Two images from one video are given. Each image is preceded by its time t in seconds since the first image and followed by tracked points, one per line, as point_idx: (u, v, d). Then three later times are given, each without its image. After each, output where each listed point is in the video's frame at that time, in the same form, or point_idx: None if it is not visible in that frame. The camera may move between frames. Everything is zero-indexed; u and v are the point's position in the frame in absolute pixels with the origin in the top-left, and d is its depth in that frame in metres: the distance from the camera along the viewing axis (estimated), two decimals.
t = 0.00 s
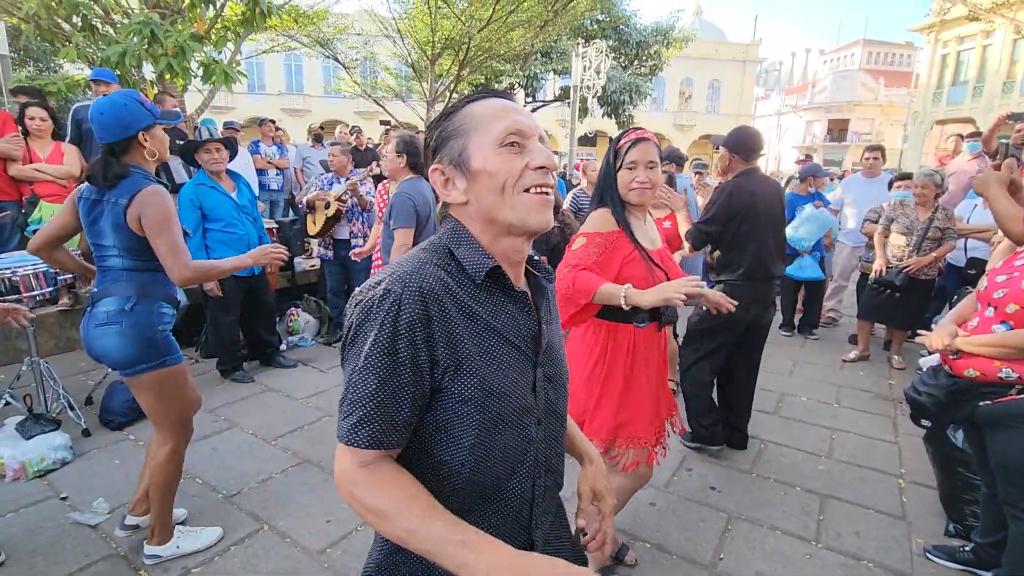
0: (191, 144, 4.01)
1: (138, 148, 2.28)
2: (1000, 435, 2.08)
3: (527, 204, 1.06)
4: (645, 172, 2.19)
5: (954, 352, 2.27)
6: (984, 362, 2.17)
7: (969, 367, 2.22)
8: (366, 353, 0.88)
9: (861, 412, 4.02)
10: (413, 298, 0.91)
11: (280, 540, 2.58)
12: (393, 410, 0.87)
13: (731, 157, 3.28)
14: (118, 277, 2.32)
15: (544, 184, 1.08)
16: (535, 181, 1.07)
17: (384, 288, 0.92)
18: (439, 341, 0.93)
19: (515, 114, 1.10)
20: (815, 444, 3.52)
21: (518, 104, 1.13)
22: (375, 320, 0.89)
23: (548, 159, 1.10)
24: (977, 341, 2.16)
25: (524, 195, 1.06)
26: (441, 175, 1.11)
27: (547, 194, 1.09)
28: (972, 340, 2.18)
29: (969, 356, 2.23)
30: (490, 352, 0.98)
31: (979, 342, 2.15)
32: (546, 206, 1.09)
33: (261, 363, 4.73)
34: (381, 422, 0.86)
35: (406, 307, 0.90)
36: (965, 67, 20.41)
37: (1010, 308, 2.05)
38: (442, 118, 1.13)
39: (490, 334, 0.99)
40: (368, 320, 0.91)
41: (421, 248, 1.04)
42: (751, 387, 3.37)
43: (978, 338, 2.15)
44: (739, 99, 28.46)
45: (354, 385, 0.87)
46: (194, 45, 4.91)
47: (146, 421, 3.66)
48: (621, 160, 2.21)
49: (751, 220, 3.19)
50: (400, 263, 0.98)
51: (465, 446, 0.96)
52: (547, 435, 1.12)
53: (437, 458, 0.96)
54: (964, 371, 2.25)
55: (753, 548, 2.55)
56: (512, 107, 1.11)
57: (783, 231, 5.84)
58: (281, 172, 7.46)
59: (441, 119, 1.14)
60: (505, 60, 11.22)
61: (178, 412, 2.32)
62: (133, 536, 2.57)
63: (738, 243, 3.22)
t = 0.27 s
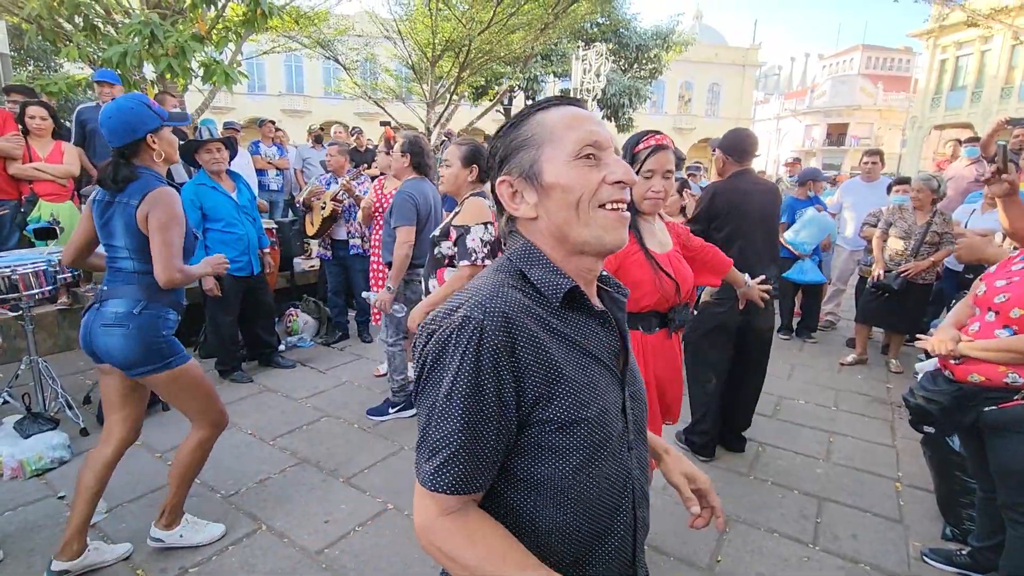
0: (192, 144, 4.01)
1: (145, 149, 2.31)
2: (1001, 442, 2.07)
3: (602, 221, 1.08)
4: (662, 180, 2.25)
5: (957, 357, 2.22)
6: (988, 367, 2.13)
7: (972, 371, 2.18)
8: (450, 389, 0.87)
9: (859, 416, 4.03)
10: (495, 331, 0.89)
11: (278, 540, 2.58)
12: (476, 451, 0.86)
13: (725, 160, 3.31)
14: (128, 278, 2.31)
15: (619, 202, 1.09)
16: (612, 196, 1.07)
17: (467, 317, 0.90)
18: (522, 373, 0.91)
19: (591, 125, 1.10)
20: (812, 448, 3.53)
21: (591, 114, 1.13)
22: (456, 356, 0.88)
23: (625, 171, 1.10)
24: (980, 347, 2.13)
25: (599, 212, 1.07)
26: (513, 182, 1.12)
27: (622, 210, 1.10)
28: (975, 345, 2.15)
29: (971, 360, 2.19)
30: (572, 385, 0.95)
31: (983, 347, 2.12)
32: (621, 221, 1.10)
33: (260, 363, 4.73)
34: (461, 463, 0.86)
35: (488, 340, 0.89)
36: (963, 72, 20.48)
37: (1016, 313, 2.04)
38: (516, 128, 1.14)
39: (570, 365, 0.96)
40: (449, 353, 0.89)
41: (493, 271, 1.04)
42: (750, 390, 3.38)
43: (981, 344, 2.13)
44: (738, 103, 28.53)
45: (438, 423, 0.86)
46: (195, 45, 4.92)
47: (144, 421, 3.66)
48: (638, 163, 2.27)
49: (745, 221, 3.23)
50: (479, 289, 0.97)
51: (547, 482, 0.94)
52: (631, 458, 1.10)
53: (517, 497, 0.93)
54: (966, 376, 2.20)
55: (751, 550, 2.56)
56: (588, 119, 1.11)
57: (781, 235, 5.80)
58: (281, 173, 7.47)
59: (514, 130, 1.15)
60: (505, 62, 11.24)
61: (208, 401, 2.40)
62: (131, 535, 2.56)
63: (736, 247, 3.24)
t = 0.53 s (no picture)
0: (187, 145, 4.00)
1: (165, 151, 2.38)
2: (996, 449, 2.05)
3: (696, 230, 1.02)
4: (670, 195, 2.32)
5: (954, 364, 2.20)
6: (987, 374, 2.12)
7: (971, 379, 2.17)
8: (519, 386, 0.84)
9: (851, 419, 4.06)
10: (574, 333, 0.86)
11: (271, 543, 2.57)
12: (536, 454, 0.83)
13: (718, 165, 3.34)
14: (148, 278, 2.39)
15: (714, 210, 1.04)
16: (706, 205, 1.03)
17: (546, 315, 0.88)
18: (596, 380, 0.87)
19: (688, 127, 1.05)
20: (805, 451, 3.55)
21: (686, 114, 1.08)
22: (531, 352, 0.86)
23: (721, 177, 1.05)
24: (978, 354, 2.11)
25: (693, 220, 1.03)
26: (597, 183, 1.07)
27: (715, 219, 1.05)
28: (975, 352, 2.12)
29: (969, 367, 2.17)
30: (648, 400, 0.90)
31: (982, 354, 2.10)
32: (714, 231, 1.05)
33: (254, 365, 4.71)
34: (519, 462, 0.82)
35: (566, 341, 0.85)
36: (955, 80, 20.69)
37: (1014, 319, 2.05)
38: (602, 124, 1.09)
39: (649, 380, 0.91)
40: (523, 348, 0.87)
41: (578, 273, 1.01)
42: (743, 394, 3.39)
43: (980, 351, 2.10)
44: (733, 108, 28.70)
45: (501, 417, 0.84)
46: (190, 46, 4.91)
47: (136, 423, 3.63)
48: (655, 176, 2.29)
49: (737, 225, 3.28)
50: (561, 288, 0.95)
51: (607, 499, 0.89)
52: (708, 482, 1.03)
53: (575, 507, 0.89)
54: (965, 384, 2.19)
55: (744, 554, 2.56)
56: (686, 120, 1.06)
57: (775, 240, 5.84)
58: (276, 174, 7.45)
59: (598, 128, 1.10)
60: (501, 65, 11.28)
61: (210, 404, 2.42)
62: (122, 538, 2.54)
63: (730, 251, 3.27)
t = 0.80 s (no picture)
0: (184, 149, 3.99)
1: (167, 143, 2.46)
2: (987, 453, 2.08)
3: (727, 279, 1.01)
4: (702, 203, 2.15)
5: (952, 373, 2.20)
6: (985, 382, 2.12)
7: (968, 387, 2.17)
8: (527, 408, 0.85)
9: (842, 424, 4.08)
10: (588, 361, 0.86)
11: (261, 547, 2.55)
12: (537, 479, 0.83)
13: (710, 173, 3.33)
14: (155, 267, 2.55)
15: (751, 261, 1.01)
16: (744, 255, 1.00)
17: (563, 340, 0.89)
18: (607, 410, 0.87)
19: (741, 170, 1.02)
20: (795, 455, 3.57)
21: (741, 155, 1.05)
22: (544, 376, 0.86)
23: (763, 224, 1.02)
24: (976, 361, 2.11)
25: (726, 270, 1.01)
26: (639, 212, 1.04)
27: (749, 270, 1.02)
28: (973, 360, 2.13)
29: (966, 376, 2.18)
30: (657, 435, 0.90)
31: (979, 361, 2.11)
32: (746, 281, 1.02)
33: (246, 368, 4.68)
34: (522, 484, 0.83)
35: (581, 369, 0.86)
36: (945, 87, 20.94)
37: (1010, 328, 2.07)
38: (649, 150, 1.07)
39: (661, 414, 0.90)
40: (538, 371, 0.88)
41: (602, 298, 1.00)
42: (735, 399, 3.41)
43: (977, 358, 2.11)
44: (726, 113, 28.91)
45: (509, 434, 0.85)
46: (184, 47, 4.89)
47: (126, 426, 3.61)
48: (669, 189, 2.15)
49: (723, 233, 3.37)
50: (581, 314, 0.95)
51: (608, 528, 0.90)
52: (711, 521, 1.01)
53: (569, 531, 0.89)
54: (963, 392, 2.19)
55: (735, 558, 2.57)
56: (740, 162, 1.03)
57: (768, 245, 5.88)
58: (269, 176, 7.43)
59: (645, 157, 1.07)
60: (496, 70, 11.31)
61: (194, 400, 2.50)
62: (110, 543, 2.52)
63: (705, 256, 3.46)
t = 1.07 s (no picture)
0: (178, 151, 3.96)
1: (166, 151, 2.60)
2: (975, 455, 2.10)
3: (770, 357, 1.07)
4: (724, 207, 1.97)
5: (947, 379, 2.18)
6: (980, 387, 2.13)
7: (964, 393, 2.17)
8: (516, 487, 0.82)
9: (833, 426, 4.11)
10: (585, 448, 0.84)
11: (252, 550, 2.54)
12: (514, 558, 0.82)
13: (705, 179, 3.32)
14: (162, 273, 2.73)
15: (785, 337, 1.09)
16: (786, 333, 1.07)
17: (565, 420, 0.84)
18: (589, 494, 0.86)
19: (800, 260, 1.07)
20: (787, 457, 3.59)
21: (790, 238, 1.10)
22: (538, 458, 0.82)
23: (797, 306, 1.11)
24: (975, 367, 2.10)
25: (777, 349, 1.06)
26: (740, 296, 0.97)
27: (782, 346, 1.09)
28: (968, 365, 2.12)
29: (961, 381, 2.17)
30: (625, 517, 0.91)
31: (976, 367, 2.10)
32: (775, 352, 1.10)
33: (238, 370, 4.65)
34: (494, 565, 0.81)
35: (572, 456, 0.83)
36: (935, 93, 21.16)
37: (1004, 332, 2.07)
38: (732, 228, 1.01)
39: (633, 496, 0.92)
40: (529, 449, 0.83)
41: (599, 361, 0.96)
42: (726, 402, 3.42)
43: (974, 364, 2.10)
44: (720, 117, 29.09)
45: (489, 514, 0.81)
46: (177, 48, 4.87)
47: (116, 428, 3.58)
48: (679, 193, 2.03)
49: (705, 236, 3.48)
50: (581, 383, 0.90)
51: None
52: None
53: None
54: (959, 398, 2.18)
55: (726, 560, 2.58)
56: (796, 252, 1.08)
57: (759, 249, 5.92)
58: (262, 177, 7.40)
59: (735, 234, 1.00)
60: (491, 72, 11.33)
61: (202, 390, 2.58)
62: (98, 547, 2.50)
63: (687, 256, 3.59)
